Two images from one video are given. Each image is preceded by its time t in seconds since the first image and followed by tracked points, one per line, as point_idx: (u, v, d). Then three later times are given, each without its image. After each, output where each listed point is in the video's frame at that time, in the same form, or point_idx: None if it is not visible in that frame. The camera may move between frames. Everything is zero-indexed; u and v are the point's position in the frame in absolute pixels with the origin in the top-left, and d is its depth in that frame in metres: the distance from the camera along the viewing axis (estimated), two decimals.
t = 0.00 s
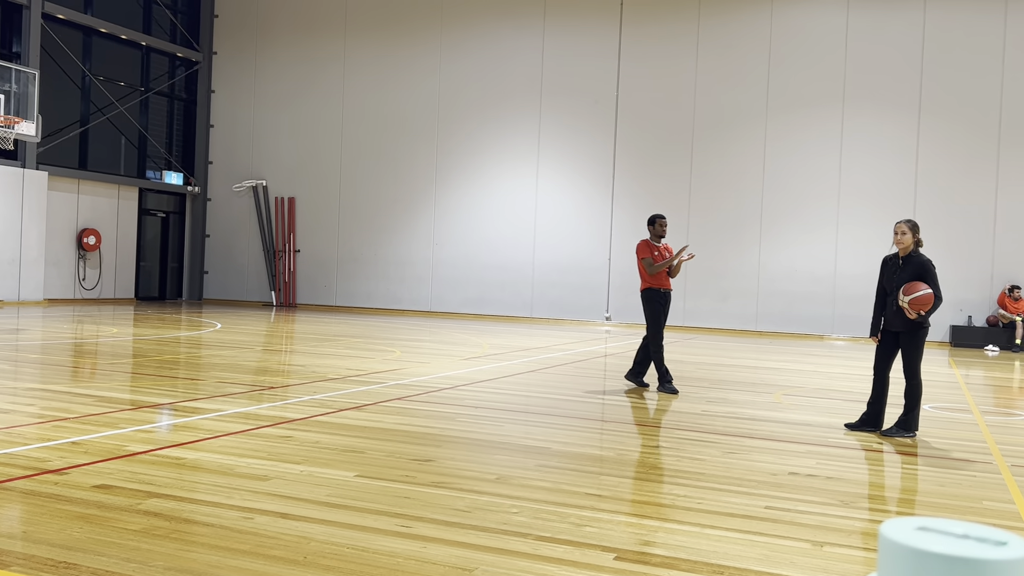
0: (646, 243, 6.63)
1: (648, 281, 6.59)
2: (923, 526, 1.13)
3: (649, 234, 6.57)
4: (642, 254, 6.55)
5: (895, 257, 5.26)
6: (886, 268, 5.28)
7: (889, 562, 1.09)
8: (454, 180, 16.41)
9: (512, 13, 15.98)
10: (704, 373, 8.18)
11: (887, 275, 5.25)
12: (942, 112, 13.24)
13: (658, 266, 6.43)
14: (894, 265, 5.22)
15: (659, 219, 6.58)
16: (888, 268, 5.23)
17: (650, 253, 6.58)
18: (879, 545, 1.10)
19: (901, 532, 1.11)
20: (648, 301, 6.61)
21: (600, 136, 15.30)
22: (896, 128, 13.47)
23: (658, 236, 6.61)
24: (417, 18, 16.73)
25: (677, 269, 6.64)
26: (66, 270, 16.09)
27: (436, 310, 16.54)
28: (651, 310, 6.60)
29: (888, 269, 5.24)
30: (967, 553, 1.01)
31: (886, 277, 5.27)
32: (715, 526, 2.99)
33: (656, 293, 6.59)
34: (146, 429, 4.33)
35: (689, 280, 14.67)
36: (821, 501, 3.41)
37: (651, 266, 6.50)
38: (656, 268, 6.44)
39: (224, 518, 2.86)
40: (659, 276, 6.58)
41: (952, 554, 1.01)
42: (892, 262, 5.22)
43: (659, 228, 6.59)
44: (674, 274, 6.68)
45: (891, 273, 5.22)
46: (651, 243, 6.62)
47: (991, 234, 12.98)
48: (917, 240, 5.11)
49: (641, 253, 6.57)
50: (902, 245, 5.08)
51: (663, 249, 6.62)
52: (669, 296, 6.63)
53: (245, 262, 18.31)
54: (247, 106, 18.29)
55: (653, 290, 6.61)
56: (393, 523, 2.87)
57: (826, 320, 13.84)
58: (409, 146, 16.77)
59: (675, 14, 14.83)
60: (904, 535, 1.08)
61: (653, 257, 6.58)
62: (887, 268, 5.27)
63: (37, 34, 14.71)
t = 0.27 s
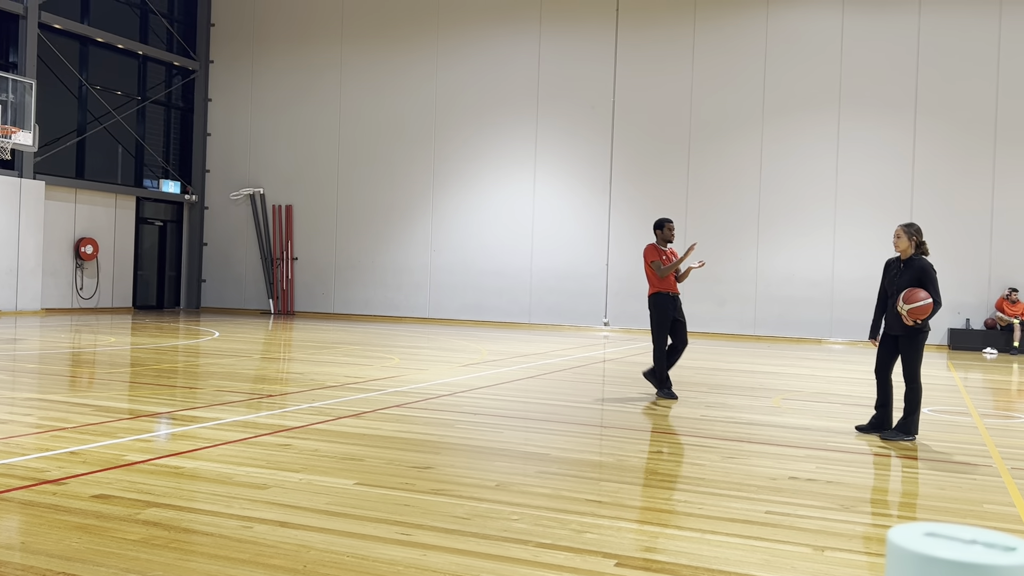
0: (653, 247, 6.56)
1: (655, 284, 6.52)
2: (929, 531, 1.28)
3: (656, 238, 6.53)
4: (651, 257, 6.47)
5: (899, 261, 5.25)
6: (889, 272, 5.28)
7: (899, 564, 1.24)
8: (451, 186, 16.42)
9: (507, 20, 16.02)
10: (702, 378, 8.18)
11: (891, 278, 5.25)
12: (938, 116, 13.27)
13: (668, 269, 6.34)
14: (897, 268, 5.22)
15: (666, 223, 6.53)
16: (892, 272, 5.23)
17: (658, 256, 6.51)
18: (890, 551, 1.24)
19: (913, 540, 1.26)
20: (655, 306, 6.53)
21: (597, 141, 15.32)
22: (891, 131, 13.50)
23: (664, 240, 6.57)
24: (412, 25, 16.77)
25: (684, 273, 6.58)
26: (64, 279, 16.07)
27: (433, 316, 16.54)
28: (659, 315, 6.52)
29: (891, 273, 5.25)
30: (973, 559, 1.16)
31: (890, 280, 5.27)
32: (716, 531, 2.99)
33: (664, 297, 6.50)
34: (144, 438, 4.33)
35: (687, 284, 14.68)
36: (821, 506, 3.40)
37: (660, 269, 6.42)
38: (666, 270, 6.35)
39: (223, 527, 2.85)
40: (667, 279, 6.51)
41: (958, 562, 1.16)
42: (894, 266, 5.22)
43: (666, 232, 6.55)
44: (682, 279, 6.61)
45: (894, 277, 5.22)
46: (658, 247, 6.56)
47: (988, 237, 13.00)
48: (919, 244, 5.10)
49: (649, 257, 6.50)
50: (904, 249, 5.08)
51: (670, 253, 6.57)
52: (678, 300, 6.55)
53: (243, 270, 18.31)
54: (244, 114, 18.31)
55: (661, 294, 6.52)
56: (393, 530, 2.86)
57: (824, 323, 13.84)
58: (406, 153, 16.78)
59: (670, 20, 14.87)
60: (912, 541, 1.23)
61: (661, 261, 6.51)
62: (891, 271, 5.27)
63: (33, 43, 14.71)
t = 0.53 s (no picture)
0: (660, 253, 6.56)
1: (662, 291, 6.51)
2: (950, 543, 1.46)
3: (663, 244, 6.53)
4: (657, 264, 6.46)
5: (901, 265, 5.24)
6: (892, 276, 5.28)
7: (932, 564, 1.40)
8: (449, 195, 16.42)
9: (504, 29, 16.05)
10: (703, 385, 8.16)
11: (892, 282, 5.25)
12: (935, 120, 13.30)
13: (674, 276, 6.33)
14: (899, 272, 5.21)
15: (674, 230, 6.52)
16: (893, 277, 5.23)
17: (665, 262, 6.50)
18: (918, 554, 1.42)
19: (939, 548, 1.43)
20: (663, 313, 6.51)
21: (595, 149, 15.34)
22: (889, 136, 13.52)
23: (671, 247, 6.57)
24: (409, 35, 16.80)
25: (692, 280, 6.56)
26: (62, 292, 16.05)
27: (432, 325, 16.52)
28: (666, 322, 6.48)
29: (893, 278, 5.24)
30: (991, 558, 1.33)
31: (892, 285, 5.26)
32: (720, 538, 2.98)
33: (671, 305, 6.49)
34: (144, 451, 4.31)
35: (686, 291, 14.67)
36: (825, 512, 3.39)
37: (667, 276, 6.40)
38: (672, 277, 6.34)
39: (224, 540, 2.83)
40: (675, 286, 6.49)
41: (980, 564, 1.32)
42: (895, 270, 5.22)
43: (673, 238, 6.54)
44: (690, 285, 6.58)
45: (895, 281, 5.21)
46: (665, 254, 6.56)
47: (986, 240, 13.00)
48: (918, 248, 5.08)
49: (656, 264, 6.49)
50: (902, 253, 5.09)
51: (677, 259, 6.55)
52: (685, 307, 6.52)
53: (242, 281, 18.30)
54: (241, 125, 18.33)
55: (668, 302, 6.51)
56: (395, 541, 2.85)
57: (824, 329, 13.83)
58: (404, 163, 16.79)
59: (667, 27, 14.91)
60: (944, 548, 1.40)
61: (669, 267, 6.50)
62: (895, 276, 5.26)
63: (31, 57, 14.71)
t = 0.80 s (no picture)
0: (663, 260, 6.54)
1: (666, 297, 6.49)
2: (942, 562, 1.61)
3: (667, 251, 6.51)
4: (660, 270, 6.44)
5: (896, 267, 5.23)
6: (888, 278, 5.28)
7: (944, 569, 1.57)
8: (442, 204, 16.42)
9: (495, 37, 16.09)
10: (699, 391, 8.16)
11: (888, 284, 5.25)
12: (925, 123, 13.35)
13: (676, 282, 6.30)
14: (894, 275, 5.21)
15: (679, 235, 6.50)
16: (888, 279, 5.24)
17: (669, 269, 6.48)
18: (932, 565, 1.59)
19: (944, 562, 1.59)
20: (666, 320, 6.50)
21: (587, 155, 15.36)
22: (879, 139, 13.57)
23: (676, 253, 6.54)
24: (400, 44, 16.83)
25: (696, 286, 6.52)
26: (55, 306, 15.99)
27: (427, 334, 16.50)
28: (670, 328, 6.48)
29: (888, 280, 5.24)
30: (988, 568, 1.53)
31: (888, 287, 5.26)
32: (718, 545, 2.96)
33: (674, 311, 6.47)
34: (138, 465, 4.28)
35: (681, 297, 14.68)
36: (822, 517, 3.38)
37: (669, 282, 6.39)
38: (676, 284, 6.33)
39: (219, 553, 2.81)
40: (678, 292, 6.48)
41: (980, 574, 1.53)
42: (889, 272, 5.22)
43: (677, 244, 6.52)
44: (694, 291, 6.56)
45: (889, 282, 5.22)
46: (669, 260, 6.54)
47: (979, 242, 13.04)
48: (908, 251, 5.07)
49: (659, 270, 6.48)
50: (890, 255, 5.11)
51: (682, 265, 6.53)
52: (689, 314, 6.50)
53: (236, 293, 18.26)
54: (233, 137, 18.32)
55: (672, 308, 6.49)
56: (392, 552, 2.83)
57: (818, 333, 13.84)
58: (397, 173, 16.78)
59: (657, 33, 14.96)
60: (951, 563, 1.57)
61: (672, 273, 6.48)
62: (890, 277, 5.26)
63: (21, 70, 14.68)
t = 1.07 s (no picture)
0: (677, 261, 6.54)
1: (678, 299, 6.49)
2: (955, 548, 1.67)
3: (681, 253, 6.51)
4: (673, 271, 6.44)
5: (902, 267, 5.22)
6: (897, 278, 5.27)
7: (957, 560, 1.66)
8: (439, 210, 16.42)
9: (489, 43, 16.11)
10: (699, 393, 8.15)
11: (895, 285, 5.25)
12: (919, 122, 13.38)
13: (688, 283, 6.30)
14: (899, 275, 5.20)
15: (694, 237, 6.50)
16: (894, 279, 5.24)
17: (682, 270, 6.48)
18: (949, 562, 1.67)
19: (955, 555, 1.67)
20: (677, 321, 6.49)
21: (583, 159, 15.37)
22: (875, 139, 13.59)
23: (690, 255, 6.54)
24: (395, 52, 16.86)
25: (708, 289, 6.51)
26: (53, 319, 15.95)
27: (426, 341, 16.48)
28: (681, 330, 6.46)
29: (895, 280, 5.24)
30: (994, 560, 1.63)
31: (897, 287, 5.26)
32: (721, 546, 2.96)
33: (686, 313, 6.46)
34: (137, 476, 4.27)
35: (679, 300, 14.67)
36: (824, 516, 3.37)
37: (682, 283, 6.38)
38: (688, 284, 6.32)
39: (220, 563, 2.80)
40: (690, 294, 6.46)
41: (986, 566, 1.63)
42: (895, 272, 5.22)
43: (692, 246, 6.52)
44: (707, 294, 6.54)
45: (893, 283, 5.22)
46: (683, 262, 6.54)
47: (976, 240, 13.05)
48: (906, 250, 5.07)
49: (673, 271, 6.48)
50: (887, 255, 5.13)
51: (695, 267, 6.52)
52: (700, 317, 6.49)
53: (234, 302, 18.25)
54: (229, 146, 18.32)
55: (683, 310, 6.47)
56: (393, 559, 2.82)
57: (817, 333, 13.84)
58: (394, 180, 16.78)
59: (651, 37, 14.99)
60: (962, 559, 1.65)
61: (685, 275, 6.48)
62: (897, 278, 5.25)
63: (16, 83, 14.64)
